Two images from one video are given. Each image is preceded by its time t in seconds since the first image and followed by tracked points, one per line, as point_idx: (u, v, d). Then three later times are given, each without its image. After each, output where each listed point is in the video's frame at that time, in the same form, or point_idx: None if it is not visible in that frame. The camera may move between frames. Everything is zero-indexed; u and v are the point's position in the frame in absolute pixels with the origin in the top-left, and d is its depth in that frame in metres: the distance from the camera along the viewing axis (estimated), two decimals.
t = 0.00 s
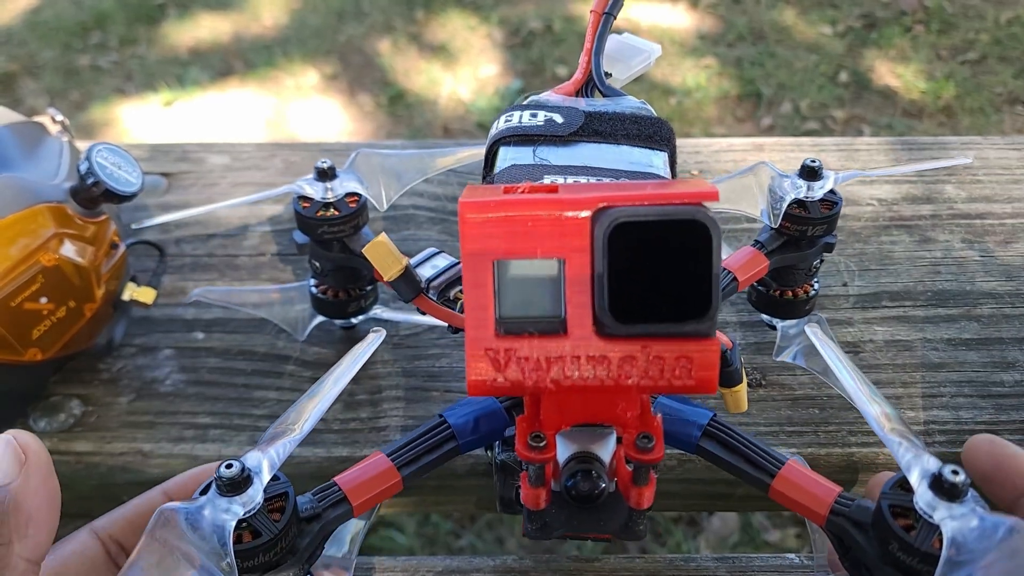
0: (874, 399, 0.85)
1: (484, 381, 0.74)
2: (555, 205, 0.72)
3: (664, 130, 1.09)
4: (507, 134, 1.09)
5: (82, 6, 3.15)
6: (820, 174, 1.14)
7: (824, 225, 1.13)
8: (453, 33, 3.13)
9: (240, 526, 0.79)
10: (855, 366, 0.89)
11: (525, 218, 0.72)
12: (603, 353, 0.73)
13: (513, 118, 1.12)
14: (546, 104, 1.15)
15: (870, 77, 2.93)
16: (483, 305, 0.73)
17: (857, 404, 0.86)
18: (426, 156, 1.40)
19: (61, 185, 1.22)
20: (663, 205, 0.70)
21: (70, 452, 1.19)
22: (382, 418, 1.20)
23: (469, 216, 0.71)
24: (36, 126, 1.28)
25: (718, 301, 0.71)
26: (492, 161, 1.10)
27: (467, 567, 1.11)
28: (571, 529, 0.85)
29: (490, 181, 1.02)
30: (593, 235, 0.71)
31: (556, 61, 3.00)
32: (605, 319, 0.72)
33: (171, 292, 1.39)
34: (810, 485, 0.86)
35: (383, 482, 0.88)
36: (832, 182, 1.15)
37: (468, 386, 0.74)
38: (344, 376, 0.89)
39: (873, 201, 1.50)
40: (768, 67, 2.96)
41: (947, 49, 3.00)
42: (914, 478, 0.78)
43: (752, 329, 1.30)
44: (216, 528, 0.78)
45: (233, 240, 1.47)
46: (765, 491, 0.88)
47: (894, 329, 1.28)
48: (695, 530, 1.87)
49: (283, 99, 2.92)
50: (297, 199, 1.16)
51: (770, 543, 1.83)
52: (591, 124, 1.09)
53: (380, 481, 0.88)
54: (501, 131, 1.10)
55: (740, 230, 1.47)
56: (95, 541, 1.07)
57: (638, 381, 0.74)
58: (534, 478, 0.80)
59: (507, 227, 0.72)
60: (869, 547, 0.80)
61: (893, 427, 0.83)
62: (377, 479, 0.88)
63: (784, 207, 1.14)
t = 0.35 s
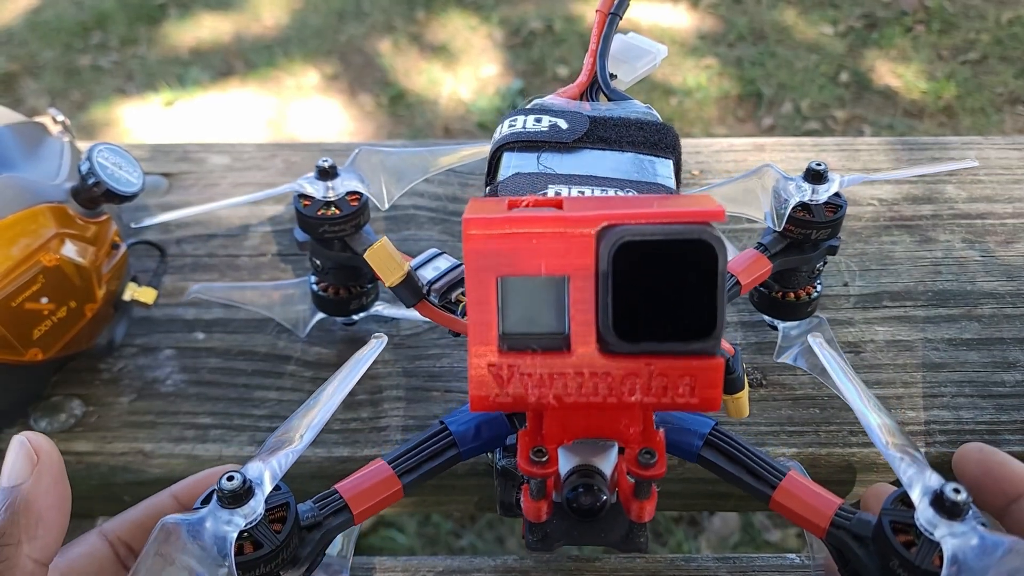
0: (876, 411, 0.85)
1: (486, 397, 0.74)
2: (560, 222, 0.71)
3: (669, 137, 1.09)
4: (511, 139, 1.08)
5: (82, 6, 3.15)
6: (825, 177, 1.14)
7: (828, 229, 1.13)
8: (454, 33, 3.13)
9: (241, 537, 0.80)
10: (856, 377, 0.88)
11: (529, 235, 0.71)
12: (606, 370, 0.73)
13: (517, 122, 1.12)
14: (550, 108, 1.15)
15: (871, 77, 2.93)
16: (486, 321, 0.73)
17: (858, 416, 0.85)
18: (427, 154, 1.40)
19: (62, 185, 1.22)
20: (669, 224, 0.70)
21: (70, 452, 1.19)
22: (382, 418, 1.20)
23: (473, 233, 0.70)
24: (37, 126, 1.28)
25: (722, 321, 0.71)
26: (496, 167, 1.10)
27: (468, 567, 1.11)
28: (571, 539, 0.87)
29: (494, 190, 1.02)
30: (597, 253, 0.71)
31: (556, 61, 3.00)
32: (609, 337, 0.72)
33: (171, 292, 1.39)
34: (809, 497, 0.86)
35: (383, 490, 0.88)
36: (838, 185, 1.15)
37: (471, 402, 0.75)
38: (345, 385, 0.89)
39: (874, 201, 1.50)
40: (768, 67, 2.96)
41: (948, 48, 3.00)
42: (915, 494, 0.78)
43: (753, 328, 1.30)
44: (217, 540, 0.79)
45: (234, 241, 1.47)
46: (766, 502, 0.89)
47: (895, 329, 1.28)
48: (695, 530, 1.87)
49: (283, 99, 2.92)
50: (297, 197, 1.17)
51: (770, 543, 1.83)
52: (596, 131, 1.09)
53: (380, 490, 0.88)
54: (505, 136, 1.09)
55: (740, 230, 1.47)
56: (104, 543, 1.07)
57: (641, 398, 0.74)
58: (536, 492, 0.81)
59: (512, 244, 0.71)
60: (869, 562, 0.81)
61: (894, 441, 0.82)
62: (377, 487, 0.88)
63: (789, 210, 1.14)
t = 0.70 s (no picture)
0: (874, 400, 0.85)
1: (484, 382, 0.74)
2: (557, 207, 0.72)
3: (667, 131, 1.09)
4: (509, 134, 1.09)
5: (83, 6, 3.15)
6: (822, 175, 1.15)
7: (827, 226, 1.13)
8: (455, 33, 3.13)
9: (240, 525, 0.80)
10: (856, 369, 0.89)
11: (526, 219, 0.72)
12: (604, 354, 0.73)
13: (516, 118, 1.12)
14: (549, 103, 1.15)
15: (871, 77, 2.93)
16: (483, 305, 0.74)
17: (856, 405, 0.86)
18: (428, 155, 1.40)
19: (62, 185, 1.22)
20: (665, 207, 0.70)
21: (71, 452, 1.19)
22: (382, 418, 1.20)
23: (470, 217, 0.71)
24: (37, 126, 1.28)
25: (719, 303, 0.71)
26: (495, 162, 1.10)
27: (468, 567, 1.11)
28: (571, 530, 0.84)
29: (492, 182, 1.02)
30: (594, 236, 0.72)
31: (557, 61, 2.99)
32: (606, 320, 0.72)
33: (172, 292, 1.39)
34: (810, 487, 0.85)
35: (383, 482, 0.88)
36: (835, 184, 1.15)
37: (469, 386, 0.75)
38: (345, 375, 0.89)
39: (874, 201, 1.49)
40: (769, 67, 2.96)
41: (949, 49, 3.00)
42: (914, 480, 0.78)
43: (754, 328, 1.30)
44: (215, 527, 0.78)
45: (234, 241, 1.47)
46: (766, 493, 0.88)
47: (895, 330, 1.28)
48: (696, 530, 1.87)
49: (284, 99, 2.92)
50: (298, 197, 1.17)
51: (771, 544, 1.83)
52: (594, 125, 1.09)
53: (379, 482, 0.88)
54: (503, 132, 1.10)
55: (741, 230, 1.46)
56: (99, 540, 1.07)
57: (638, 382, 0.74)
58: (534, 479, 0.80)
59: (509, 228, 0.72)
60: (870, 551, 0.81)
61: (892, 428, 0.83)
62: (376, 479, 0.88)
63: (787, 209, 1.14)
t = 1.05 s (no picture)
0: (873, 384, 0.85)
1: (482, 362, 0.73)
2: (555, 184, 0.71)
3: (664, 123, 1.09)
4: (507, 125, 1.09)
5: (84, 7, 3.15)
6: (819, 171, 1.14)
7: (824, 222, 1.13)
8: (455, 33, 3.13)
9: (237, 508, 0.79)
10: (855, 354, 0.89)
11: (524, 197, 0.71)
12: (603, 332, 0.73)
13: (514, 109, 1.12)
14: (547, 97, 1.15)
15: (872, 78, 2.93)
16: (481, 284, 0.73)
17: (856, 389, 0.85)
18: (426, 152, 1.38)
19: (63, 186, 1.23)
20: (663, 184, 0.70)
21: (71, 452, 1.19)
22: (383, 418, 1.20)
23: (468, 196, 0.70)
24: (38, 126, 1.28)
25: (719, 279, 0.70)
26: (495, 152, 1.10)
27: (468, 567, 1.11)
28: (570, 515, 0.82)
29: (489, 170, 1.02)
30: (592, 214, 0.71)
31: (557, 61, 3.00)
32: (604, 298, 0.72)
33: (172, 292, 1.39)
34: (810, 472, 0.84)
35: (383, 469, 0.87)
36: (832, 180, 1.15)
37: (467, 366, 0.74)
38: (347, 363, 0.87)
39: (875, 201, 1.50)
40: (769, 67, 2.96)
41: (949, 49, 3.00)
42: (915, 461, 0.77)
43: (754, 329, 1.30)
44: (212, 508, 0.77)
45: (235, 241, 1.47)
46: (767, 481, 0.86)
47: (896, 330, 1.28)
48: (696, 530, 1.87)
49: (284, 99, 2.92)
50: (298, 195, 1.17)
51: (771, 544, 1.83)
52: (591, 116, 1.09)
53: (377, 470, 0.87)
54: (501, 123, 1.10)
55: (741, 230, 1.46)
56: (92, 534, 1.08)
57: (637, 360, 0.73)
58: (532, 462, 0.79)
59: (507, 206, 0.71)
60: (872, 535, 0.80)
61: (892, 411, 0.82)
62: (375, 467, 0.87)
63: (785, 205, 1.14)
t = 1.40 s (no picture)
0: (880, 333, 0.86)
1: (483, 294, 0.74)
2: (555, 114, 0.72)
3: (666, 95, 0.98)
4: (504, 99, 1.00)
5: (84, 7, 3.15)
6: (816, 158, 1.14)
7: (824, 208, 1.12)
8: (456, 33, 3.13)
9: (235, 449, 0.77)
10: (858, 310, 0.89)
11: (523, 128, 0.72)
12: (602, 263, 0.73)
13: (514, 83, 1.03)
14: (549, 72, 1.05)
15: (872, 78, 2.93)
16: (481, 218, 0.74)
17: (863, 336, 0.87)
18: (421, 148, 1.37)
19: (62, 186, 1.22)
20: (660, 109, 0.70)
21: (71, 452, 1.18)
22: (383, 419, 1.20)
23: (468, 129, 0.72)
24: (37, 126, 1.28)
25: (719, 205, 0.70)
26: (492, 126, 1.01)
27: (468, 567, 1.11)
28: (575, 464, 0.80)
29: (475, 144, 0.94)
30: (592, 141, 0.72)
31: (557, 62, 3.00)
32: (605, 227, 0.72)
33: (172, 292, 1.39)
34: (816, 424, 0.83)
35: (384, 426, 0.85)
36: (828, 166, 1.15)
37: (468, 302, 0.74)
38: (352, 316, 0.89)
39: (875, 202, 1.49)
40: (770, 67, 2.96)
41: (949, 49, 2.99)
42: (926, 398, 0.76)
43: (756, 330, 1.30)
44: (210, 448, 0.76)
45: (235, 241, 1.47)
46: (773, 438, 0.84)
47: (896, 330, 1.28)
48: (697, 531, 1.87)
49: (284, 99, 2.92)
50: (302, 185, 1.18)
51: (771, 544, 1.83)
52: (590, 87, 0.98)
53: (381, 426, 0.85)
54: (497, 97, 1.01)
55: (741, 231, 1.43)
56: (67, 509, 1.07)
57: (639, 293, 0.73)
58: (535, 402, 0.76)
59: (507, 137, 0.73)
60: (883, 480, 0.78)
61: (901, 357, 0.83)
62: (379, 423, 0.85)
63: (781, 190, 1.13)
